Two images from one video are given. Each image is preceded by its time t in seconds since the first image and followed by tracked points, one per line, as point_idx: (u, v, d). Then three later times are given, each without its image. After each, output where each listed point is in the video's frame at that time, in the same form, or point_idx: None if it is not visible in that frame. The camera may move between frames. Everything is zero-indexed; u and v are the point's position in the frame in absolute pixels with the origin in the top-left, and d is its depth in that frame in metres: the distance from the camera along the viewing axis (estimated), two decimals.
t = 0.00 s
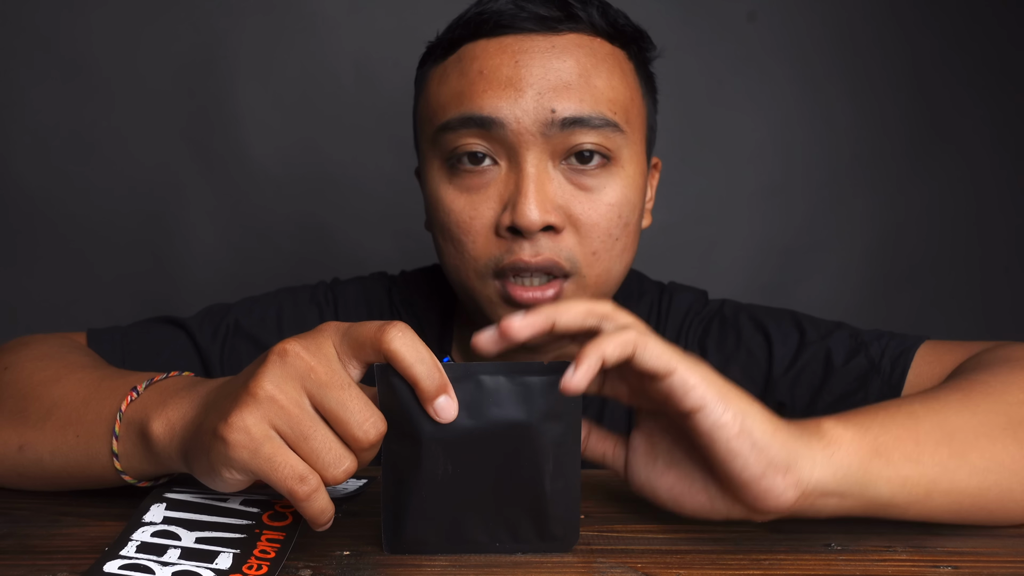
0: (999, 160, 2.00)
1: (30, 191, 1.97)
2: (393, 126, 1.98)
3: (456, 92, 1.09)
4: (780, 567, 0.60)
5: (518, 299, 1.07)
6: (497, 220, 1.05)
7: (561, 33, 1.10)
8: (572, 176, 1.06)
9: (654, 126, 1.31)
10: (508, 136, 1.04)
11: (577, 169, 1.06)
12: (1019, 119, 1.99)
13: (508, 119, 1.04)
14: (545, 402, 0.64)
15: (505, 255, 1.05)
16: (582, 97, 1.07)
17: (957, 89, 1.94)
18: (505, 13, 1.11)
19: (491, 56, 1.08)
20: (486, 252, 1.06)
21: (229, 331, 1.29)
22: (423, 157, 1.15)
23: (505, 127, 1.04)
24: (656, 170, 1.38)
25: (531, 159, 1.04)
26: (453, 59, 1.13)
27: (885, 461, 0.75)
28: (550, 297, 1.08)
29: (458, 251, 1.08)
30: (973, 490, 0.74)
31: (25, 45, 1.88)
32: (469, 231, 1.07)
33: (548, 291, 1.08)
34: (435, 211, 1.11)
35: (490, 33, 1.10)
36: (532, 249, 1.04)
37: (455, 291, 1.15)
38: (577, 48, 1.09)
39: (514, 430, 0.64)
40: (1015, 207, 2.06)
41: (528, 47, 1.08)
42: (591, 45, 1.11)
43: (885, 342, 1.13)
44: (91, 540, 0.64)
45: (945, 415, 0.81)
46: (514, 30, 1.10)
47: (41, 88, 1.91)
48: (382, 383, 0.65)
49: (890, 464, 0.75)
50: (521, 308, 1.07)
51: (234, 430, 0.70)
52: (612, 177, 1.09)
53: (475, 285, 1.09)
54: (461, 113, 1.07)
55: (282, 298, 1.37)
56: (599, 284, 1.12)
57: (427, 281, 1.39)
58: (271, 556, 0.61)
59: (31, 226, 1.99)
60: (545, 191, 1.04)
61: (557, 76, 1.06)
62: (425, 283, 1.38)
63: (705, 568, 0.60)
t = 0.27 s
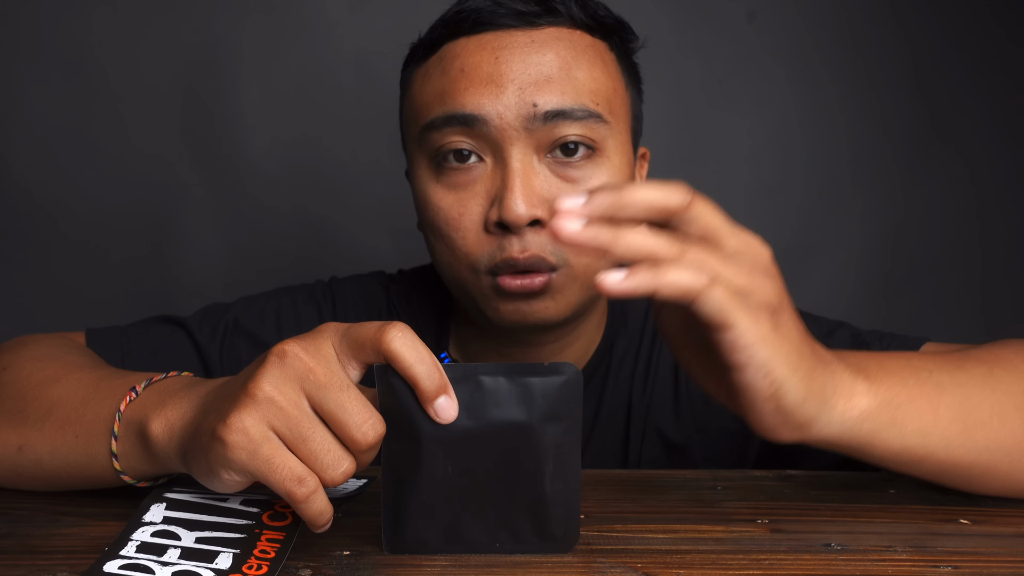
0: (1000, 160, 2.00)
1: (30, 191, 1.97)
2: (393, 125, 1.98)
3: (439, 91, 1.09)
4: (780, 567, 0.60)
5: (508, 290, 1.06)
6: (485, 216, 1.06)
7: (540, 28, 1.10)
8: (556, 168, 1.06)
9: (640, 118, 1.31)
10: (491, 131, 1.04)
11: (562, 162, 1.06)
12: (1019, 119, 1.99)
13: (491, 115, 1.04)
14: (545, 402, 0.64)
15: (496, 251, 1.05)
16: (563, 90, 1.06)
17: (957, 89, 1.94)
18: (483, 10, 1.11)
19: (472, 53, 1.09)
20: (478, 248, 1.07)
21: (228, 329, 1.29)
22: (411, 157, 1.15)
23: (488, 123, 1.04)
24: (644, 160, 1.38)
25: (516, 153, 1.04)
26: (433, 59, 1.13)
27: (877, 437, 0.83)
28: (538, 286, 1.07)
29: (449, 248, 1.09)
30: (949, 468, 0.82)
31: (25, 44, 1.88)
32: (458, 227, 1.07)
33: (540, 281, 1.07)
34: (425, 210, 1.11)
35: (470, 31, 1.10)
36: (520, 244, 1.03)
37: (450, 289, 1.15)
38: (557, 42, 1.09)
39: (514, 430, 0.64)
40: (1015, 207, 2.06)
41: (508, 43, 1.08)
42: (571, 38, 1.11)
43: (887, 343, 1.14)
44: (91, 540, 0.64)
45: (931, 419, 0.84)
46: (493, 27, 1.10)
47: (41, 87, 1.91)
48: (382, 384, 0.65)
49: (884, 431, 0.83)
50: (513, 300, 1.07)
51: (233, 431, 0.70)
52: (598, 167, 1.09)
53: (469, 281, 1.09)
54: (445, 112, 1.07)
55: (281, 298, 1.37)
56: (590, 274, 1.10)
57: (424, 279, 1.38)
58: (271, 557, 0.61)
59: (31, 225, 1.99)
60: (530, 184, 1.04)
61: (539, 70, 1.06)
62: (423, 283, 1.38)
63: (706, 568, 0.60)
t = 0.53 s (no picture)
0: (999, 160, 2.00)
1: (30, 190, 1.97)
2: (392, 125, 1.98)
3: (436, 93, 1.09)
4: (779, 567, 0.60)
5: (507, 292, 1.06)
6: (481, 217, 1.05)
7: (537, 29, 1.10)
8: (553, 169, 1.06)
9: (636, 117, 1.31)
10: (488, 133, 1.04)
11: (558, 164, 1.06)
12: (1019, 119, 1.99)
13: (487, 117, 1.04)
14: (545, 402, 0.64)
15: (493, 253, 1.05)
16: (559, 91, 1.06)
17: (957, 89, 1.94)
18: (479, 12, 1.11)
19: (468, 54, 1.08)
20: (474, 250, 1.07)
21: (228, 329, 1.29)
22: (407, 157, 1.15)
23: (484, 125, 1.04)
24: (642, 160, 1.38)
25: (512, 154, 1.04)
26: (430, 60, 1.13)
27: (889, 490, 0.71)
28: (537, 288, 1.07)
29: (445, 250, 1.09)
30: (972, 496, 0.73)
31: (24, 44, 1.88)
32: (455, 229, 1.07)
33: (538, 284, 1.07)
34: (421, 211, 1.11)
35: (466, 31, 1.10)
36: (516, 245, 1.04)
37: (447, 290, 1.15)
38: (553, 43, 1.09)
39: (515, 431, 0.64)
40: (1015, 207, 2.06)
41: (504, 44, 1.08)
42: (567, 38, 1.11)
43: (884, 342, 1.13)
44: (91, 540, 0.64)
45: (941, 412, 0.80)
46: (489, 28, 1.10)
47: (41, 87, 1.91)
48: (383, 383, 0.65)
49: (897, 480, 0.72)
50: (512, 302, 1.07)
51: (233, 428, 0.70)
52: (593, 169, 1.09)
53: (465, 282, 1.09)
54: (441, 113, 1.07)
55: (280, 297, 1.37)
56: (587, 275, 1.12)
57: (422, 281, 1.38)
58: (271, 557, 0.61)
59: (31, 224, 1.99)
60: (527, 186, 1.04)
61: (534, 72, 1.06)
62: (422, 282, 1.38)
63: (705, 568, 0.60)
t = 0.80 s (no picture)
0: (999, 159, 2.00)
1: (30, 190, 1.97)
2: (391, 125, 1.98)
3: (433, 96, 1.09)
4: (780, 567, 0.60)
5: (507, 295, 1.07)
6: (479, 220, 1.05)
7: (533, 31, 1.10)
8: (551, 172, 1.06)
9: (634, 117, 1.31)
10: (485, 137, 1.04)
11: (556, 166, 1.06)
12: (1019, 118, 1.99)
13: (484, 121, 1.04)
14: (543, 402, 0.64)
15: (492, 256, 1.06)
16: (556, 94, 1.06)
17: (957, 88, 1.94)
18: (475, 14, 1.11)
19: (464, 58, 1.09)
20: (473, 253, 1.07)
21: (226, 329, 1.29)
22: (404, 161, 1.15)
23: (481, 129, 1.04)
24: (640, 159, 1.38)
25: (510, 158, 1.04)
26: (426, 63, 1.12)
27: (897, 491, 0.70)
28: (537, 290, 1.08)
29: (444, 253, 1.09)
30: (980, 516, 0.72)
31: (24, 45, 1.88)
32: (453, 232, 1.07)
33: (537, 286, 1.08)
34: (419, 215, 1.11)
35: (461, 35, 1.10)
36: (517, 248, 1.04)
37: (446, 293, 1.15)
38: (549, 45, 1.09)
39: (513, 430, 0.64)
40: (1014, 206, 2.06)
41: (499, 47, 1.08)
42: (563, 40, 1.11)
43: (884, 341, 1.13)
44: (91, 540, 0.64)
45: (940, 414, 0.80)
46: (485, 30, 1.09)
47: (41, 87, 1.91)
48: (379, 385, 0.65)
49: (911, 504, 0.69)
50: (512, 304, 1.08)
51: (228, 433, 0.70)
52: (593, 170, 1.09)
53: (464, 286, 1.09)
54: (438, 118, 1.07)
55: (277, 297, 1.37)
56: (587, 277, 1.12)
57: (420, 280, 1.38)
58: (271, 557, 0.61)
59: (31, 224, 1.99)
60: (526, 189, 1.04)
61: (531, 75, 1.06)
62: (419, 282, 1.38)
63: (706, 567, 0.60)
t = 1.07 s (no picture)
0: (999, 160, 2.00)
1: (30, 190, 1.97)
2: (392, 125, 1.98)
3: (436, 95, 1.09)
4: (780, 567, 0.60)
5: (509, 294, 1.07)
6: (482, 219, 1.05)
7: (536, 30, 1.10)
8: (554, 172, 1.06)
9: (636, 118, 1.31)
10: (488, 136, 1.04)
11: (559, 165, 1.06)
12: (1019, 119, 1.99)
13: (487, 120, 1.04)
14: (543, 402, 0.64)
15: (494, 255, 1.05)
16: (559, 93, 1.06)
17: (957, 89, 1.94)
18: (478, 13, 1.11)
19: (467, 56, 1.08)
20: (474, 253, 1.07)
21: (226, 329, 1.29)
22: (406, 160, 1.15)
23: (485, 127, 1.04)
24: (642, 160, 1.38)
25: (513, 157, 1.04)
26: (429, 62, 1.12)
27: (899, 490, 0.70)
28: (538, 290, 1.08)
29: (446, 253, 1.09)
30: (979, 510, 0.72)
31: (25, 45, 1.88)
32: (455, 231, 1.07)
33: (539, 287, 1.08)
34: (421, 214, 1.11)
35: (464, 34, 1.10)
36: (519, 247, 1.04)
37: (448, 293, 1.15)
38: (552, 44, 1.09)
39: (512, 430, 0.64)
40: (1015, 207, 2.06)
41: (503, 46, 1.08)
42: (566, 40, 1.11)
43: (888, 343, 1.13)
44: (91, 540, 0.64)
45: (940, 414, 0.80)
46: (488, 29, 1.09)
47: (41, 87, 1.91)
48: (379, 386, 0.65)
49: (914, 497, 0.69)
50: (513, 305, 1.07)
51: (226, 434, 0.70)
52: (595, 170, 1.09)
53: (465, 286, 1.09)
54: (441, 117, 1.07)
55: (277, 298, 1.37)
56: (589, 278, 1.11)
57: (420, 280, 1.39)
58: (271, 557, 0.61)
59: (31, 224, 1.99)
60: (528, 189, 1.04)
61: (534, 74, 1.06)
62: (418, 283, 1.38)
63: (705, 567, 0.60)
